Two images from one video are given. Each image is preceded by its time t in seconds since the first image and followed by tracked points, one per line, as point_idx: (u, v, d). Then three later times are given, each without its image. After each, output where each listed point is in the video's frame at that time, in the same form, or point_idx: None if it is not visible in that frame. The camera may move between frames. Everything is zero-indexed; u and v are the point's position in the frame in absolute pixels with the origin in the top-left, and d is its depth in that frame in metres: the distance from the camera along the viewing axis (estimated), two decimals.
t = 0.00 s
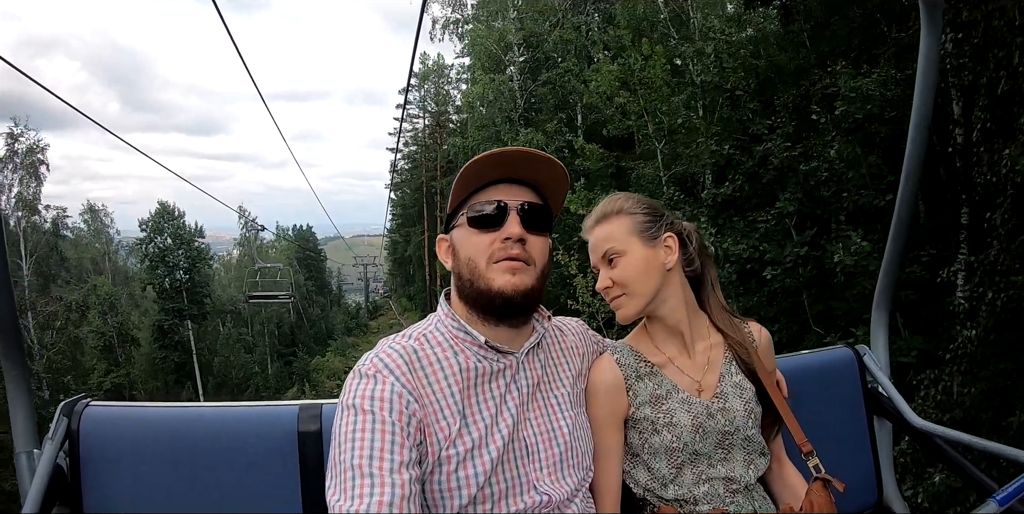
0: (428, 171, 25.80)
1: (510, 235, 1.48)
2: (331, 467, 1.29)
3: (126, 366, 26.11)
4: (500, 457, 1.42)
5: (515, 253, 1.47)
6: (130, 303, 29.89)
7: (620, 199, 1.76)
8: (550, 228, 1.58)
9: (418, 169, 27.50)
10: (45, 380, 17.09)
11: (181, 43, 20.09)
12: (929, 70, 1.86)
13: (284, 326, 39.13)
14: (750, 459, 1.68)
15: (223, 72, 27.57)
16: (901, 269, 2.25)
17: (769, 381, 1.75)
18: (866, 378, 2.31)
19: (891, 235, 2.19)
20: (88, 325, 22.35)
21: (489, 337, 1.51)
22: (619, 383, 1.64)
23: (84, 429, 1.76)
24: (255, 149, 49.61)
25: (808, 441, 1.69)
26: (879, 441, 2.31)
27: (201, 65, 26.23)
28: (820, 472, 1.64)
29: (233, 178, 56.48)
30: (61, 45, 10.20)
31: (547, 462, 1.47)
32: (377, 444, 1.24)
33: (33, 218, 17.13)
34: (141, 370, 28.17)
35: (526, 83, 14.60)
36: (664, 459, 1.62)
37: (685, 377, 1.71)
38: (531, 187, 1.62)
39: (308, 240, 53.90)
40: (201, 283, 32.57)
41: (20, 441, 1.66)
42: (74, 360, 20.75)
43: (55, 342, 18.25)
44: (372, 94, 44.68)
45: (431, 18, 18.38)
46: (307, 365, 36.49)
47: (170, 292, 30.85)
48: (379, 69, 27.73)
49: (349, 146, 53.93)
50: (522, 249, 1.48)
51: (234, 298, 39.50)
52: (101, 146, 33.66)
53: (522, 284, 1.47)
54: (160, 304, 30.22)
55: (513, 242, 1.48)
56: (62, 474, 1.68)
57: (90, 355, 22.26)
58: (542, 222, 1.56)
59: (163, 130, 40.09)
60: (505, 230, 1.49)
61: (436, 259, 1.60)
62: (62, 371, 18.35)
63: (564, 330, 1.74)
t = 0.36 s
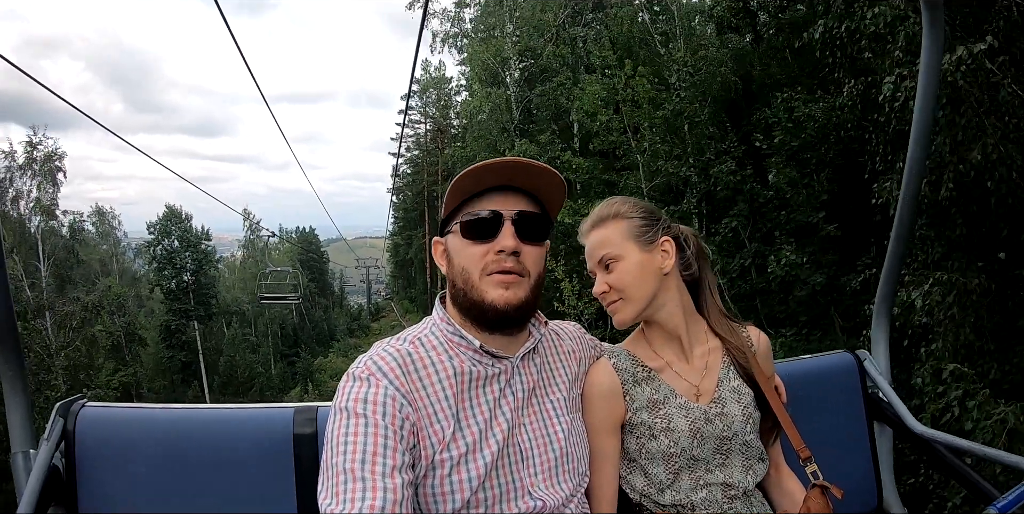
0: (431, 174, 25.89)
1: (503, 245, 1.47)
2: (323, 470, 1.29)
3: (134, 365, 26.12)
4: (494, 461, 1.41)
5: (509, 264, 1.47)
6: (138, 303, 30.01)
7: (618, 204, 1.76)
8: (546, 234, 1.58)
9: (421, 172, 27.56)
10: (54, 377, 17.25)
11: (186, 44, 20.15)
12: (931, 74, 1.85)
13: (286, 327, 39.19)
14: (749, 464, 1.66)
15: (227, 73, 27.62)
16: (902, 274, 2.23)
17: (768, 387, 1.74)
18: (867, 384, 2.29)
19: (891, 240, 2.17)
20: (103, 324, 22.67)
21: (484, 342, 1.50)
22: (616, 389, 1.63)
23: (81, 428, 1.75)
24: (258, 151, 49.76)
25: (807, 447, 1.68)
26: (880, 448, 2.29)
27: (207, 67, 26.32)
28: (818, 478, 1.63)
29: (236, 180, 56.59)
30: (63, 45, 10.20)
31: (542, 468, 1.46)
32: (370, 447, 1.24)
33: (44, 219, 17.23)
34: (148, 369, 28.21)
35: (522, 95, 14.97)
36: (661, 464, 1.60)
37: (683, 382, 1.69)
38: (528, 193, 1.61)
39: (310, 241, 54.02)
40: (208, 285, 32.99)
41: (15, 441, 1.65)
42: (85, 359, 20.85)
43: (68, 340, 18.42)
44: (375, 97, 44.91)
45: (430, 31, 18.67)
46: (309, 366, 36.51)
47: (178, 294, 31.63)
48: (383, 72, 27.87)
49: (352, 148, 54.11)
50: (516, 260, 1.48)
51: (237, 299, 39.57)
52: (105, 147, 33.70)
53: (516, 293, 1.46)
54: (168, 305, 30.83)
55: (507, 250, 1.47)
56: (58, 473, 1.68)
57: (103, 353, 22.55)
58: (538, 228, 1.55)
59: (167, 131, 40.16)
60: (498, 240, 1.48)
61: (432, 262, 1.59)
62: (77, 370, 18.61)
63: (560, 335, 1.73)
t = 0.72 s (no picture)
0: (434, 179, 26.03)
1: (514, 248, 1.49)
2: (337, 466, 1.31)
3: (142, 366, 26.24)
4: (504, 459, 1.43)
5: (519, 267, 1.49)
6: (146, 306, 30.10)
7: (631, 204, 1.78)
8: (556, 235, 1.60)
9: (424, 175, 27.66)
10: (66, 373, 17.47)
11: (189, 46, 20.14)
12: (935, 78, 1.87)
13: (291, 327, 39.33)
14: (755, 463, 1.68)
15: (232, 75, 27.66)
16: (905, 277, 2.26)
17: (774, 385, 1.76)
18: (871, 384, 2.30)
19: (896, 243, 2.19)
20: (115, 323, 23.15)
21: (495, 341, 1.52)
22: (625, 388, 1.65)
23: (91, 426, 1.78)
24: (261, 153, 49.85)
25: (812, 446, 1.70)
26: (885, 448, 2.30)
27: (210, 69, 26.34)
28: (823, 476, 1.66)
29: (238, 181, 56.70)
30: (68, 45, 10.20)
31: (552, 465, 1.48)
32: (383, 444, 1.26)
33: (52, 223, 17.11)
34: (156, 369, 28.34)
35: (519, 104, 15.58)
36: (669, 463, 1.62)
37: (690, 381, 1.71)
38: (540, 196, 1.63)
39: (314, 243, 54.05)
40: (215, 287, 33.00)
41: (26, 438, 1.67)
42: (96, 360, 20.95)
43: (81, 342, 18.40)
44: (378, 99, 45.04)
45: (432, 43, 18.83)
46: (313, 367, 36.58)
47: (187, 295, 31.54)
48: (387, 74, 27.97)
49: (354, 150, 54.27)
50: (527, 263, 1.50)
51: (242, 300, 39.64)
52: (109, 149, 33.79)
53: (526, 295, 1.49)
54: (176, 305, 30.78)
55: (518, 253, 1.49)
56: (68, 471, 1.70)
57: (114, 350, 22.96)
58: (549, 229, 1.57)
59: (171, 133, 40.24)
60: (508, 243, 1.50)
61: (444, 262, 1.61)
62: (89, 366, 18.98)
63: (569, 334, 1.76)
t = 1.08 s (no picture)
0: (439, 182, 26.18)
1: (512, 251, 1.48)
2: (330, 466, 1.30)
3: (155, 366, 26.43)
4: (499, 462, 1.42)
5: (517, 270, 1.48)
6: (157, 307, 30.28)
7: (633, 205, 1.77)
8: (554, 238, 1.59)
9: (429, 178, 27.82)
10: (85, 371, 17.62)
11: (199, 48, 20.27)
12: (937, 80, 1.85)
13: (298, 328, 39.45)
14: (754, 467, 1.67)
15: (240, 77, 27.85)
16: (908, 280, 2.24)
17: (774, 389, 1.74)
18: (873, 388, 2.28)
19: (898, 246, 2.17)
20: (131, 321, 23.31)
21: (490, 344, 1.51)
22: (623, 391, 1.64)
23: (90, 427, 1.78)
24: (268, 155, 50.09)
25: (813, 450, 1.68)
26: (887, 453, 2.28)
27: (218, 71, 26.52)
28: (823, 481, 1.64)
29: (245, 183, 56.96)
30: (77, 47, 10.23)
31: (547, 469, 1.47)
32: (376, 446, 1.25)
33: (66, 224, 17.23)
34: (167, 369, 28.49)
35: (519, 112, 15.74)
36: (667, 466, 1.61)
37: (688, 385, 1.70)
38: (538, 198, 1.62)
39: (320, 244, 54.20)
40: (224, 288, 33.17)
41: (25, 438, 1.67)
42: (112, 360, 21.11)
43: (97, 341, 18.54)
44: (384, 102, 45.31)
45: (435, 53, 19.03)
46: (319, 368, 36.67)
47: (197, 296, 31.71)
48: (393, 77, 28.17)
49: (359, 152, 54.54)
50: (525, 265, 1.49)
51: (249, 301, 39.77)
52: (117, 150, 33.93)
53: (524, 297, 1.48)
54: (187, 306, 30.98)
55: (516, 255, 1.48)
56: (67, 472, 1.70)
57: (129, 348, 23.22)
58: (546, 231, 1.56)
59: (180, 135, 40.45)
60: (507, 245, 1.49)
61: (441, 265, 1.61)
62: (107, 364, 19.06)
63: (567, 338, 1.74)
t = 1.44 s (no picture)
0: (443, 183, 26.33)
1: (515, 252, 1.48)
2: (333, 467, 1.30)
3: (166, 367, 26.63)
4: (503, 462, 1.42)
5: (519, 271, 1.48)
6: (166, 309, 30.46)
7: (637, 202, 1.76)
8: (556, 238, 1.58)
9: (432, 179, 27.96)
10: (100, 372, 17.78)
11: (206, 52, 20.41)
12: (940, 75, 1.84)
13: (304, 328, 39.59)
14: (758, 465, 1.66)
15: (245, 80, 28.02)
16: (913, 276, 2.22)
17: (778, 387, 1.73)
18: (878, 384, 2.27)
19: (903, 242, 2.16)
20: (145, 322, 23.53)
21: (494, 345, 1.51)
22: (626, 390, 1.63)
23: (95, 428, 1.79)
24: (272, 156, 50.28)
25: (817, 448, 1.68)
26: (892, 448, 2.27)
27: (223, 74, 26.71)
28: (829, 479, 1.64)
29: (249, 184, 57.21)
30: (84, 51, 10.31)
31: (551, 469, 1.47)
32: (379, 447, 1.25)
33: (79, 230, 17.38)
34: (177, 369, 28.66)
35: (519, 115, 15.87)
36: (672, 465, 1.61)
37: (692, 383, 1.69)
38: (541, 198, 1.62)
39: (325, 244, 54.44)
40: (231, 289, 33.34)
41: (31, 440, 1.68)
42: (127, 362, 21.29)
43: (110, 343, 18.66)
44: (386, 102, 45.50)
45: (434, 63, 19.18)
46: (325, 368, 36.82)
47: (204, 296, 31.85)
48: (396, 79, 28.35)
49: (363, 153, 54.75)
50: (527, 267, 1.49)
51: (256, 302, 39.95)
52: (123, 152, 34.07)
53: (527, 298, 1.48)
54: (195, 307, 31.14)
55: (519, 257, 1.48)
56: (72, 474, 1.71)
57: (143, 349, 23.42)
58: (548, 231, 1.56)
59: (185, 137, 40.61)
60: (510, 247, 1.49)
61: (442, 265, 1.61)
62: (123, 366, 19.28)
63: (570, 336, 1.74)
